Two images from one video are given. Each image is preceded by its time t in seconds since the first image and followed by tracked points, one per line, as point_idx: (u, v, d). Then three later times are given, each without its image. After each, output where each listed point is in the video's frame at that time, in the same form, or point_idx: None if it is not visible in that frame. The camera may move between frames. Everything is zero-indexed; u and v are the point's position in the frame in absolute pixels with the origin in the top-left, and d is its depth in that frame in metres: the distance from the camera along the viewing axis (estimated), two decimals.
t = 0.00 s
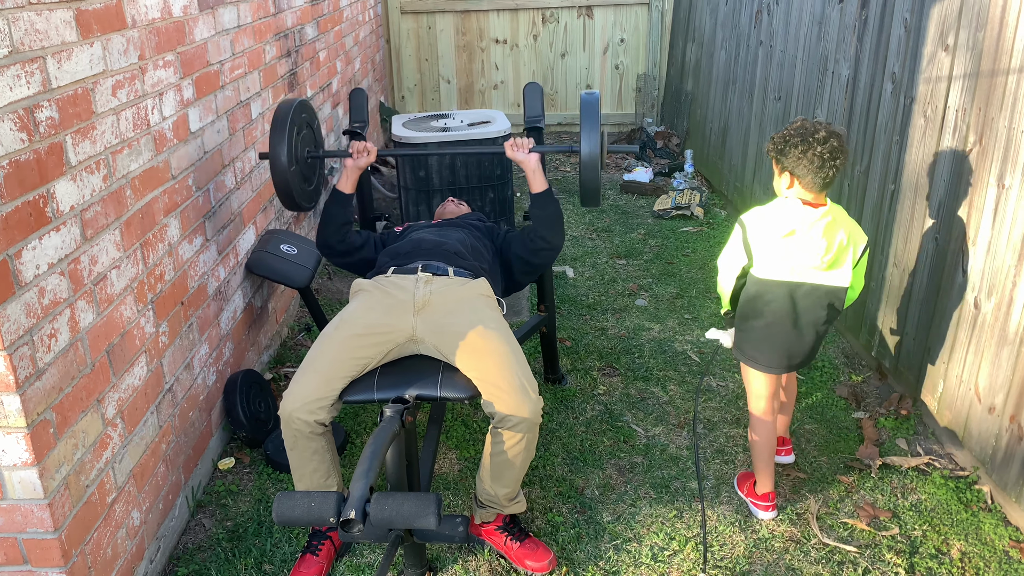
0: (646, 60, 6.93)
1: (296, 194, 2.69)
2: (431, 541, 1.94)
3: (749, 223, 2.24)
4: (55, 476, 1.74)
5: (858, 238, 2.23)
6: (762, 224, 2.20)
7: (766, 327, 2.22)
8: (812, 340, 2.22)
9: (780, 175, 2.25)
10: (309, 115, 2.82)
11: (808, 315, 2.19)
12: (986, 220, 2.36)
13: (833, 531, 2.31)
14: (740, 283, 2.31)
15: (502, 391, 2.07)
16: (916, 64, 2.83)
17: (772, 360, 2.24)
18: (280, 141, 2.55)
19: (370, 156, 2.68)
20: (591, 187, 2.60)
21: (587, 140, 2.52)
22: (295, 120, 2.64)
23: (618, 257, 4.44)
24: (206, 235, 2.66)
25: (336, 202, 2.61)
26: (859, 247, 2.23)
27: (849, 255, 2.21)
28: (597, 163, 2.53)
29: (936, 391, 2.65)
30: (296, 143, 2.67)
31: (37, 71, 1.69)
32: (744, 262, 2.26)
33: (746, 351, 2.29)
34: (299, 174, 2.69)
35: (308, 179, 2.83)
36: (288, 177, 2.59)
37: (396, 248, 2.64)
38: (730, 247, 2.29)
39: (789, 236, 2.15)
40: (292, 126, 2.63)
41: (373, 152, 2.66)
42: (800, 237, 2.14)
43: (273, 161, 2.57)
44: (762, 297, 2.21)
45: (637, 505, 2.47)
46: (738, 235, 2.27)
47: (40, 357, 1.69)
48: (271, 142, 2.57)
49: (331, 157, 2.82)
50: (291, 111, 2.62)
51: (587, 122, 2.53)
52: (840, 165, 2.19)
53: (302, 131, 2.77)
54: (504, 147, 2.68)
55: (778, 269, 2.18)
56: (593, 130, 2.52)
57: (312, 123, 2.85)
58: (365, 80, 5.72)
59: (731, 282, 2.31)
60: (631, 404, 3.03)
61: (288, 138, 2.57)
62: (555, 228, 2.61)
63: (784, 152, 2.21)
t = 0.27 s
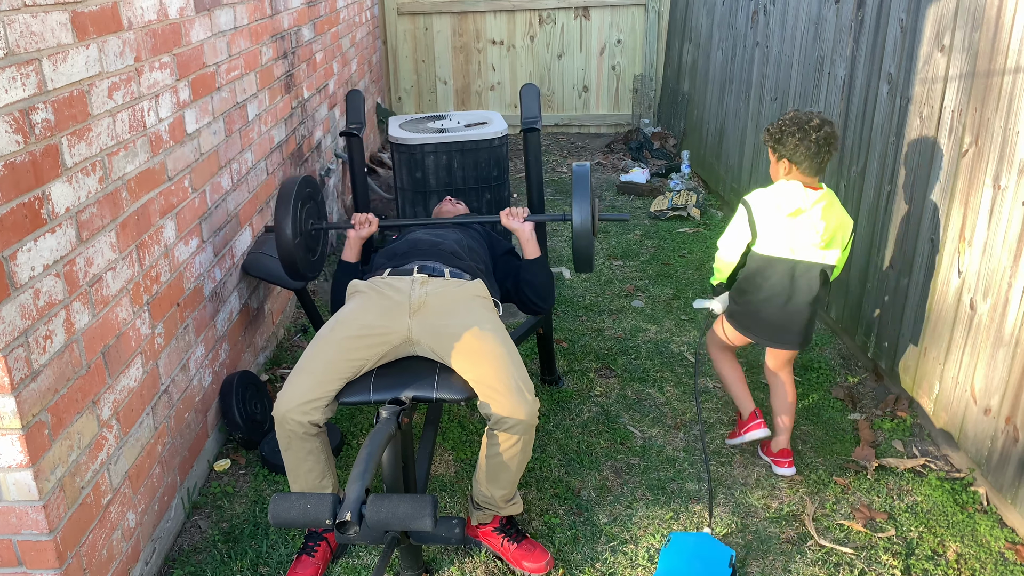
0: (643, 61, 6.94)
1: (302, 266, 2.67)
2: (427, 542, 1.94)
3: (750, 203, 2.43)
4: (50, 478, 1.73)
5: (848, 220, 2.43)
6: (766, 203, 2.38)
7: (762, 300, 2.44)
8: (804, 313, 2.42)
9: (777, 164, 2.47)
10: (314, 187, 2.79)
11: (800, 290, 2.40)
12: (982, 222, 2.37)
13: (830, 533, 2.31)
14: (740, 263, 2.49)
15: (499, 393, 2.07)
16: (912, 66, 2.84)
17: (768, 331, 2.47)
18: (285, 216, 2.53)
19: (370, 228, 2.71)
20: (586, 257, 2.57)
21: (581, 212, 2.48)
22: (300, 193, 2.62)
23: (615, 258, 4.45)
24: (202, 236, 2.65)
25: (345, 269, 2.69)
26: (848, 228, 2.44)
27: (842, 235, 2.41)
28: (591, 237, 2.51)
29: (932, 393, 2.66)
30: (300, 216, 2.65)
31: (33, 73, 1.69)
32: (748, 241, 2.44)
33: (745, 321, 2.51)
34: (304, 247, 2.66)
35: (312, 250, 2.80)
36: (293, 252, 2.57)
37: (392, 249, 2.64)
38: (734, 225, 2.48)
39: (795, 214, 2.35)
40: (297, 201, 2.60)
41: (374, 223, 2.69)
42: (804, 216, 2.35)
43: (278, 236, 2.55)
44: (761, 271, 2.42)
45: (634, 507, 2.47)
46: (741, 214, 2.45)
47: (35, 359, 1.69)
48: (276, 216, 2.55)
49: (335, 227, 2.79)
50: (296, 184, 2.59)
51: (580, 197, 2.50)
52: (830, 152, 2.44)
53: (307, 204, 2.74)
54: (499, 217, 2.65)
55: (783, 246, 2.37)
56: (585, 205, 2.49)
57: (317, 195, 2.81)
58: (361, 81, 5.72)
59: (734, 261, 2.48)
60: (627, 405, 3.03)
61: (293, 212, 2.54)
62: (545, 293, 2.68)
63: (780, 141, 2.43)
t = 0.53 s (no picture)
0: (652, 66, 6.94)
1: (305, 251, 2.67)
2: (436, 545, 1.94)
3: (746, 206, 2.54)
4: (62, 476, 1.74)
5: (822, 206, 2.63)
6: (762, 204, 2.50)
7: (762, 292, 2.59)
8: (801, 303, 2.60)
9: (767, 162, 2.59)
10: (322, 174, 2.80)
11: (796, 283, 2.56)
12: (993, 229, 2.36)
13: (839, 541, 2.31)
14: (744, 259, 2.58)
15: (509, 397, 2.07)
16: (924, 71, 2.83)
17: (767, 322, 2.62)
18: (292, 201, 2.54)
19: (378, 216, 2.77)
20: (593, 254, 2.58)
21: (589, 210, 2.50)
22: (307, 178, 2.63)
23: (624, 263, 4.45)
24: (213, 238, 2.67)
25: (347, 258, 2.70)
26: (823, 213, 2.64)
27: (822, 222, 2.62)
28: (598, 232, 2.52)
29: (942, 400, 2.65)
30: (306, 201, 2.66)
31: (48, 75, 1.70)
32: (746, 242, 2.54)
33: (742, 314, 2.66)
34: (308, 232, 2.67)
35: (317, 236, 2.81)
36: (298, 235, 2.58)
37: (402, 251, 2.64)
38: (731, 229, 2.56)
39: (790, 215, 2.50)
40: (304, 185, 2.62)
41: (382, 211, 2.75)
42: (799, 216, 2.51)
43: (283, 218, 2.56)
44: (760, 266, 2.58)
45: (642, 512, 2.47)
46: (738, 218, 2.54)
47: (48, 358, 1.70)
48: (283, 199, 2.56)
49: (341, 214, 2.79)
50: (303, 169, 2.62)
51: (589, 191, 2.52)
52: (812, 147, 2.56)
53: (314, 189, 2.75)
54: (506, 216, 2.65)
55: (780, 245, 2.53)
56: (594, 200, 2.50)
57: (325, 180, 2.82)
58: (371, 84, 5.74)
59: (733, 262, 2.57)
60: (636, 410, 3.03)
61: (299, 195, 2.56)
62: (556, 290, 2.67)
63: (768, 141, 2.56)
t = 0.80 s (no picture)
0: (663, 68, 6.92)
1: (311, 204, 2.73)
2: (443, 545, 1.94)
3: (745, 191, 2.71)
4: (72, 473, 1.75)
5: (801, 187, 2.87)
6: (761, 187, 2.70)
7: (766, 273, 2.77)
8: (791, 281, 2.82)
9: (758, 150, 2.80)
10: (330, 129, 2.86)
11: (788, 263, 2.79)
12: (1008, 233, 2.34)
13: (848, 546, 2.29)
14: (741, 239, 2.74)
15: (519, 398, 2.06)
16: (939, 75, 2.81)
17: (767, 301, 2.81)
18: (300, 150, 2.60)
19: (387, 171, 2.63)
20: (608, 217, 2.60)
21: (605, 172, 2.51)
22: (317, 130, 2.70)
23: (633, 265, 4.43)
24: (224, 236, 2.67)
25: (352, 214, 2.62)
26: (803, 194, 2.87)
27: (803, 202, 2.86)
28: (613, 195, 2.54)
29: (954, 405, 2.63)
30: (315, 153, 2.72)
31: (62, 73, 1.71)
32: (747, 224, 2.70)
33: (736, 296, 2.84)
34: (314, 185, 2.73)
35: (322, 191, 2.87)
36: (305, 187, 2.64)
37: (413, 250, 2.64)
38: (735, 214, 2.69)
39: (786, 195, 2.71)
40: (313, 137, 2.68)
41: (391, 166, 2.62)
42: (793, 196, 2.73)
43: (291, 170, 2.62)
44: (762, 248, 2.77)
45: (650, 515, 2.45)
46: (739, 201, 2.70)
47: (59, 355, 1.71)
48: (291, 150, 2.62)
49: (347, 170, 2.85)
50: (314, 120, 2.67)
51: (605, 153, 2.54)
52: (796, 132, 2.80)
53: (322, 143, 2.81)
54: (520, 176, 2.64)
55: (782, 224, 2.73)
56: (611, 161, 2.52)
57: (333, 136, 2.89)
58: (382, 84, 5.75)
59: (736, 244, 2.71)
60: (644, 413, 3.02)
61: (308, 146, 2.62)
62: (580, 249, 2.61)
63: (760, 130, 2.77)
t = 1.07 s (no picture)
0: (665, 67, 6.92)
1: (311, 164, 2.68)
2: (446, 546, 1.94)
3: (736, 181, 2.85)
4: (74, 473, 1.75)
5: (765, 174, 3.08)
6: (750, 174, 2.85)
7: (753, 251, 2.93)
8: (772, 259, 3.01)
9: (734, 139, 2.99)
10: (326, 89, 2.82)
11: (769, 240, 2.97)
12: (1011, 232, 2.34)
13: (850, 545, 2.28)
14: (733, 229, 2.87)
15: (522, 398, 2.06)
16: (942, 74, 2.80)
17: (754, 280, 2.98)
18: (299, 109, 2.55)
19: (388, 132, 2.69)
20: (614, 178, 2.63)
21: (616, 131, 2.53)
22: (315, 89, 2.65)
23: (635, 264, 4.43)
24: (226, 236, 2.67)
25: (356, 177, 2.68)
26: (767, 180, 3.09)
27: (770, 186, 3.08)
28: (623, 155, 2.56)
29: (957, 405, 2.62)
30: (314, 112, 2.68)
31: (64, 73, 1.71)
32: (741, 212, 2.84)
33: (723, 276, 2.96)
34: (314, 145, 2.69)
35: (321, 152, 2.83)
36: (306, 145, 2.59)
37: (416, 248, 2.64)
38: (731, 203, 2.82)
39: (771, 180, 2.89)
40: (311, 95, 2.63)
41: (392, 126, 2.68)
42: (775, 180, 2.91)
43: (291, 129, 2.57)
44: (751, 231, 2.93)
45: (652, 515, 2.45)
46: (732, 191, 2.83)
47: (61, 355, 1.71)
48: (290, 110, 2.57)
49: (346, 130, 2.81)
50: (312, 79, 2.63)
51: (615, 112, 2.55)
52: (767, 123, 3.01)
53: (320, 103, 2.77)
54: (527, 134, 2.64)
55: (768, 207, 2.91)
56: (621, 120, 2.53)
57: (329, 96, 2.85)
58: (384, 84, 5.75)
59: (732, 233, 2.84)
60: (646, 412, 3.02)
61: (307, 105, 2.58)
62: (576, 215, 2.65)
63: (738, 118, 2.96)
